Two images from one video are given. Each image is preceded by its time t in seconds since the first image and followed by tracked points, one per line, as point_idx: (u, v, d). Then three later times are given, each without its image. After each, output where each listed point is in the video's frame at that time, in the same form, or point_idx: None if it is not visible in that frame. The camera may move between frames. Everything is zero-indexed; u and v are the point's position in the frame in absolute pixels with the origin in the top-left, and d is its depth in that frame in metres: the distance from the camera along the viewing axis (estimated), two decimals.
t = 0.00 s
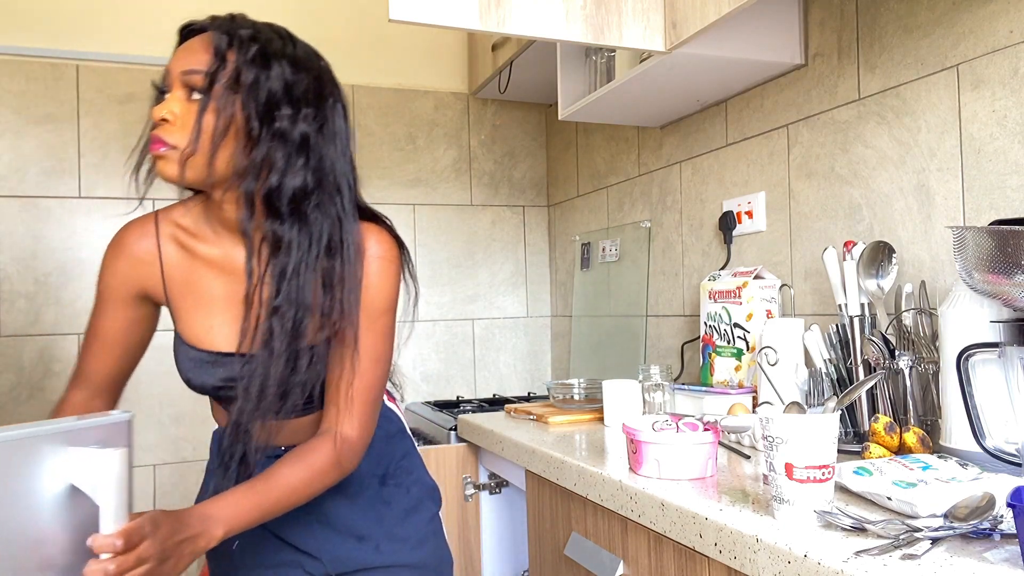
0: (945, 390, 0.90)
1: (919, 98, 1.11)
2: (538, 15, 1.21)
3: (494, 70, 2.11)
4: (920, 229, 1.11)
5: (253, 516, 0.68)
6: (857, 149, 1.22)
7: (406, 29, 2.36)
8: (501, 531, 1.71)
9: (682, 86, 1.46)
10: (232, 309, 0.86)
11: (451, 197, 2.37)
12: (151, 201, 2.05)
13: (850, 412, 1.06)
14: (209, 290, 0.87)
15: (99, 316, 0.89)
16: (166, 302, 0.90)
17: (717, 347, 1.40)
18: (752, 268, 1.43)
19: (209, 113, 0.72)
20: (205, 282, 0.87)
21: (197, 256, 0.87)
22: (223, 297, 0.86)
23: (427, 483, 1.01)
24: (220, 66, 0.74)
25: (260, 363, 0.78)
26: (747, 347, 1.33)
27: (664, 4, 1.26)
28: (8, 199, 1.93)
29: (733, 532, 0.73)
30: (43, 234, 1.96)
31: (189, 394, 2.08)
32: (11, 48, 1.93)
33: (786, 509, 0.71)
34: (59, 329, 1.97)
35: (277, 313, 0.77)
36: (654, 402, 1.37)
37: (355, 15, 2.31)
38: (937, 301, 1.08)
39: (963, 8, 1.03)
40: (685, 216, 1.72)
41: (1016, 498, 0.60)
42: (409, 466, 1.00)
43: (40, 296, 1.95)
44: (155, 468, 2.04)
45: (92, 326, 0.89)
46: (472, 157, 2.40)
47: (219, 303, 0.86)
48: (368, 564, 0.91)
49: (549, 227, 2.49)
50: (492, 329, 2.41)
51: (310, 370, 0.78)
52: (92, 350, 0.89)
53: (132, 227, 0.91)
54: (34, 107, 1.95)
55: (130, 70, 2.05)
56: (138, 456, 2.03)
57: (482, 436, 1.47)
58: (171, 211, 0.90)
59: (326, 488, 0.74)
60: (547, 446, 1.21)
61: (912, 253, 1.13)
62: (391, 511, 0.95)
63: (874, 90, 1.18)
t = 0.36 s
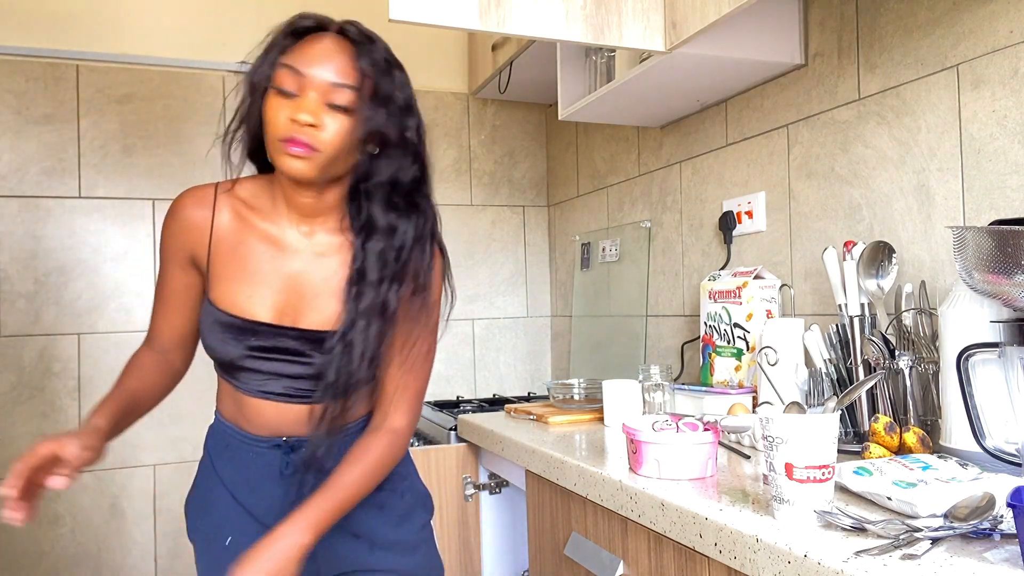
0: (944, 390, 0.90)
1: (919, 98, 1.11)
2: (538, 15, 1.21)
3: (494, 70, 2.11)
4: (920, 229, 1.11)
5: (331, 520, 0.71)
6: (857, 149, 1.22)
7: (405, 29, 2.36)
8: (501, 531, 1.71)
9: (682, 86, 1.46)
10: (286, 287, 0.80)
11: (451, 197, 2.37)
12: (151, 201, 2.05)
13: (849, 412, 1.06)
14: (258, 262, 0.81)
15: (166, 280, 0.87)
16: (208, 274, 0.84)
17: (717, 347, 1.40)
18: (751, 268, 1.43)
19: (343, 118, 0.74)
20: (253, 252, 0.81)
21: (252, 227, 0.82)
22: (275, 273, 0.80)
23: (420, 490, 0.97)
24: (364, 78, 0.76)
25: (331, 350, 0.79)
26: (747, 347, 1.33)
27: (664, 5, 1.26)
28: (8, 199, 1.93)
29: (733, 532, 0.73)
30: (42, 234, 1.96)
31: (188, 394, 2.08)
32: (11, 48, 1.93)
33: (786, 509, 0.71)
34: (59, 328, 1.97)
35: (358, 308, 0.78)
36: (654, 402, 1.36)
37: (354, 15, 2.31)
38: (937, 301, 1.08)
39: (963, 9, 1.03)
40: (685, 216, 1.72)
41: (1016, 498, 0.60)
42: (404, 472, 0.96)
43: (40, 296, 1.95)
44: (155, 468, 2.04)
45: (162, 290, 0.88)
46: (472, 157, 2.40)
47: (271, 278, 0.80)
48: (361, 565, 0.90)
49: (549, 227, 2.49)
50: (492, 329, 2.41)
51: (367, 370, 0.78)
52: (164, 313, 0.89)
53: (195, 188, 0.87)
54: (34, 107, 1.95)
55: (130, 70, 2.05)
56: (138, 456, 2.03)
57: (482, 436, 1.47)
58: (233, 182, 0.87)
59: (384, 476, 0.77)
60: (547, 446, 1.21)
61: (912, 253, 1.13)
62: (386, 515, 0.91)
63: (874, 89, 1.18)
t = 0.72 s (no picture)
0: (944, 390, 0.90)
1: (919, 98, 1.11)
2: (539, 15, 1.21)
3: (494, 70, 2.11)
4: (920, 230, 1.11)
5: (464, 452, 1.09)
6: (857, 149, 1.22)
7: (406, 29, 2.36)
8: (501, 531, 1.72)
9: (682, 86, 1.46)
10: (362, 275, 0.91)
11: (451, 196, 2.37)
12: (152, 201, 2.05)
13: (850, 412, 1.06)
14: (331, 252, 0.90)
15: (175, 270, 0.84)
16: (255, 269, 0.87)
17: (717, 347, 1.40)
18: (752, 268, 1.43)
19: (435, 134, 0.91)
20: (316, 244, 0.89)
21: (315, 222, 0.90)
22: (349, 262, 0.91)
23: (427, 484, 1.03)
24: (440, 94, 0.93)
25: (399, 326, 0.94)
26: (747, 347, 1.33)
27: (664, 4, 1.25)
28: (8, 199, 1.93)
29: (733, 532, 0.73)
30: (42, 234, 1.96)
31: (189, 394, 2.08)
32: (11, 48, 1.93)
33: (786, 509, 0.71)
34: (58, 328, 1.97)
35: (434, 293, 1.01)
36: (654, 402, 1.36)
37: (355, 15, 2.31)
38: (937, 301, 1.08)
39: (962, 9, 1.03)
40: (685, 216, 1.72)
41: (1016, 498, 0.60)
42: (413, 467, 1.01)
43: (40, 296, 1.95)
44: (155, 468, 2.04)
45: (155, 284, 0.85)
46: (472, 157, 2.40)
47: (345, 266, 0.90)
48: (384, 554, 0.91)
49: (549, 227, 2.49)
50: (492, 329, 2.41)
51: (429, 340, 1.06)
52: (145, 306, 0.84)
53: (227, 187, 0.88)
54: (34, 107, 1.95)
55: (130, 70, 2.04)
56: (138, 456, 2.03)
57: (482, 436, 1.47)
58: (271, 180, 0.91)
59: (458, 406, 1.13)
60: (547, 446, 1.21)
61: (912, 253, 1.13)
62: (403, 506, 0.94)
63: (874, 89, 1.18)
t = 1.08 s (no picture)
0: (944, 390, 0.90)
1: (919, 98, 1.11)
2: (539, 15, 1.21)
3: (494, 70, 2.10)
4: (920, 229, 1.11)
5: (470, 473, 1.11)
6: (857, 149, 1.22)
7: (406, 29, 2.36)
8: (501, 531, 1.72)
9: (682, 86, 1.46)
10: (395, 269, 0.98)
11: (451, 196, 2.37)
12: (152, 201, 2.05)
13: (850, 413, 1.06)
14: (366, 247, 0.97)
15: (225, 236, 0.92)
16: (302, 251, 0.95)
17: (717, 347, 1.40)
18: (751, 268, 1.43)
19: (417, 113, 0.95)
20: (350, 231, 0.96)
21: (357, 213, 0.98)
22: (383, 257, 0.97)
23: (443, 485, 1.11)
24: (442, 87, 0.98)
25: (430, 329, 1.00)
26: (747, 347, 1.33)
27: (664, 4, 1.25)
28: (8, 199, 1.93)
29: (733, 532, 0.73)
30: (42, 234, 1.96)
31: (189, 394, 2.09)
32: (10, 47, 1.93)
33: (786, 509, 0.71)
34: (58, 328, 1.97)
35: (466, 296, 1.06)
36: (654, 402, 1.36)
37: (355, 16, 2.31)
38: (937, 301, 1.08)
39: (962, 9, 1.03)
40: (685, 216, 1.72)
41: (1016, 498, 0.60)
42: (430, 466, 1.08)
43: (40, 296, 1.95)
44: (155, 468, 2.04)
45: (199, 247, 0.91)
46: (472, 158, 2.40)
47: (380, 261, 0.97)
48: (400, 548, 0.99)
49: (550, 227, 2.49)
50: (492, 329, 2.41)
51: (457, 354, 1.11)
52: (189, 261, 0.89)
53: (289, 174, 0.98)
54: (34, 107, 1.95)
55: (131, 70, 2.04)
56: (138, 456, 2.03)
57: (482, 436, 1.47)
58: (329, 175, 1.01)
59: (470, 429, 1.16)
60: (547, 446, 1.21)
61: (912, 253, 1.13)
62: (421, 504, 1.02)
63: (874, 89, 1.18)
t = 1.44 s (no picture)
0: (944, 390, 0.90)
1: (919, 98, 1.11)
2: (539, 14, 1.21)
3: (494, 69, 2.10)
4: (920, 230, 1.11)
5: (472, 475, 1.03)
6: (857, 149, 1.22)
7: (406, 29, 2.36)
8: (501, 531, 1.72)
9: (682, 87, 1.46)
10: (379, 252, 0.96)
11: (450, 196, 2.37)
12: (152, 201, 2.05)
13: (849, 413, 1.06)
14: (350, 229, 0.96)
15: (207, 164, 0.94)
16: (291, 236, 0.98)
17: (717, 347, 1.41)
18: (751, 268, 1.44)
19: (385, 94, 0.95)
20: (337, 217, 0.97)
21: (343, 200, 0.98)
22: (366, 239, 0.96)
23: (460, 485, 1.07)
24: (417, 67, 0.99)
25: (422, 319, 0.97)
26: (747, 347, 1.33)
27: (664, 5, 1.25)
28: (9, 199, 1.93)
29: (733, 531, 0.73)
30: (42, 234, 1.96)
31: (189, 394, 2.09)
32: (11, 48, 1.93)
33: (786, 509, 0.71)
34: (59, 328, 1.97)
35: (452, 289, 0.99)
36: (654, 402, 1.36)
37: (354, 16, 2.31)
38: (937, 301, 1.08)
39: (962, 9, 1.03)
40: (684, 216, 1.72)
41: (1016, 498, 0.60)
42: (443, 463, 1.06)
43: (40, 296, 1.95)
44: (155, 468, 2.04)
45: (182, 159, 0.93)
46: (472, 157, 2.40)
47: (363, 242, 0.96)
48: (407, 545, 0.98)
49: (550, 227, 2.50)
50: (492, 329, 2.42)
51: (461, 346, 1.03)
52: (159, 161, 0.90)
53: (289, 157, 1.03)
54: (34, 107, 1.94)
55: (131, 70, 2.04)
56: (138, 456, 2.03)
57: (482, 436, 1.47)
58: (326, 165, 1.04)
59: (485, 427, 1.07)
60: (547, 446, 1.21)
61: (912, 253, 1.13)
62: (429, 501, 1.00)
63: (874, 89, 1.18)
